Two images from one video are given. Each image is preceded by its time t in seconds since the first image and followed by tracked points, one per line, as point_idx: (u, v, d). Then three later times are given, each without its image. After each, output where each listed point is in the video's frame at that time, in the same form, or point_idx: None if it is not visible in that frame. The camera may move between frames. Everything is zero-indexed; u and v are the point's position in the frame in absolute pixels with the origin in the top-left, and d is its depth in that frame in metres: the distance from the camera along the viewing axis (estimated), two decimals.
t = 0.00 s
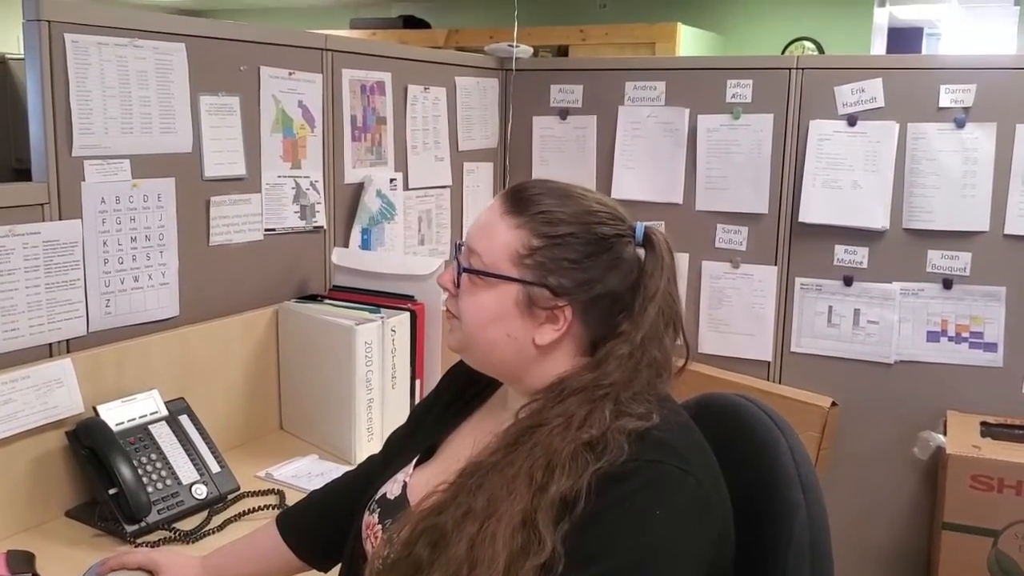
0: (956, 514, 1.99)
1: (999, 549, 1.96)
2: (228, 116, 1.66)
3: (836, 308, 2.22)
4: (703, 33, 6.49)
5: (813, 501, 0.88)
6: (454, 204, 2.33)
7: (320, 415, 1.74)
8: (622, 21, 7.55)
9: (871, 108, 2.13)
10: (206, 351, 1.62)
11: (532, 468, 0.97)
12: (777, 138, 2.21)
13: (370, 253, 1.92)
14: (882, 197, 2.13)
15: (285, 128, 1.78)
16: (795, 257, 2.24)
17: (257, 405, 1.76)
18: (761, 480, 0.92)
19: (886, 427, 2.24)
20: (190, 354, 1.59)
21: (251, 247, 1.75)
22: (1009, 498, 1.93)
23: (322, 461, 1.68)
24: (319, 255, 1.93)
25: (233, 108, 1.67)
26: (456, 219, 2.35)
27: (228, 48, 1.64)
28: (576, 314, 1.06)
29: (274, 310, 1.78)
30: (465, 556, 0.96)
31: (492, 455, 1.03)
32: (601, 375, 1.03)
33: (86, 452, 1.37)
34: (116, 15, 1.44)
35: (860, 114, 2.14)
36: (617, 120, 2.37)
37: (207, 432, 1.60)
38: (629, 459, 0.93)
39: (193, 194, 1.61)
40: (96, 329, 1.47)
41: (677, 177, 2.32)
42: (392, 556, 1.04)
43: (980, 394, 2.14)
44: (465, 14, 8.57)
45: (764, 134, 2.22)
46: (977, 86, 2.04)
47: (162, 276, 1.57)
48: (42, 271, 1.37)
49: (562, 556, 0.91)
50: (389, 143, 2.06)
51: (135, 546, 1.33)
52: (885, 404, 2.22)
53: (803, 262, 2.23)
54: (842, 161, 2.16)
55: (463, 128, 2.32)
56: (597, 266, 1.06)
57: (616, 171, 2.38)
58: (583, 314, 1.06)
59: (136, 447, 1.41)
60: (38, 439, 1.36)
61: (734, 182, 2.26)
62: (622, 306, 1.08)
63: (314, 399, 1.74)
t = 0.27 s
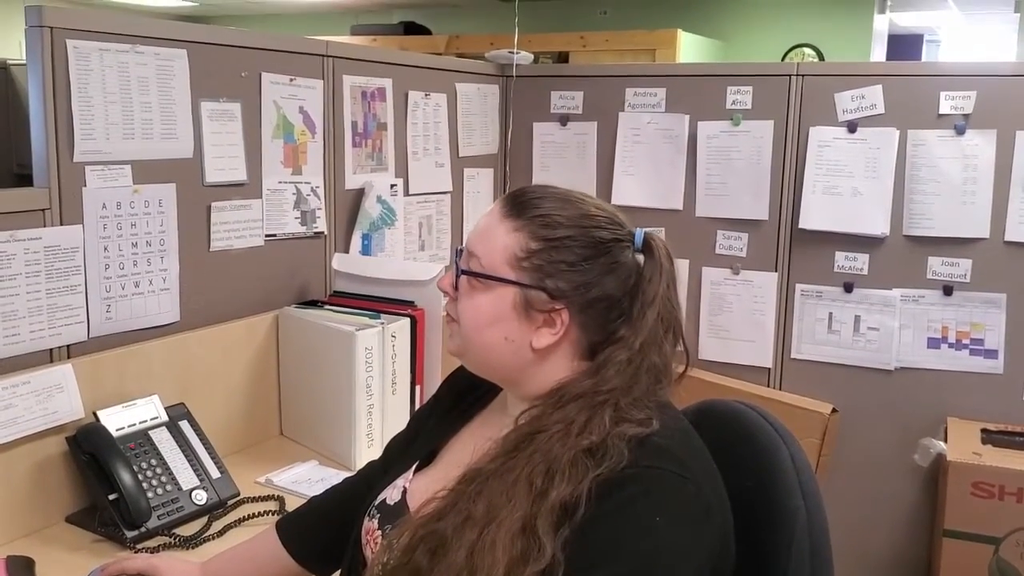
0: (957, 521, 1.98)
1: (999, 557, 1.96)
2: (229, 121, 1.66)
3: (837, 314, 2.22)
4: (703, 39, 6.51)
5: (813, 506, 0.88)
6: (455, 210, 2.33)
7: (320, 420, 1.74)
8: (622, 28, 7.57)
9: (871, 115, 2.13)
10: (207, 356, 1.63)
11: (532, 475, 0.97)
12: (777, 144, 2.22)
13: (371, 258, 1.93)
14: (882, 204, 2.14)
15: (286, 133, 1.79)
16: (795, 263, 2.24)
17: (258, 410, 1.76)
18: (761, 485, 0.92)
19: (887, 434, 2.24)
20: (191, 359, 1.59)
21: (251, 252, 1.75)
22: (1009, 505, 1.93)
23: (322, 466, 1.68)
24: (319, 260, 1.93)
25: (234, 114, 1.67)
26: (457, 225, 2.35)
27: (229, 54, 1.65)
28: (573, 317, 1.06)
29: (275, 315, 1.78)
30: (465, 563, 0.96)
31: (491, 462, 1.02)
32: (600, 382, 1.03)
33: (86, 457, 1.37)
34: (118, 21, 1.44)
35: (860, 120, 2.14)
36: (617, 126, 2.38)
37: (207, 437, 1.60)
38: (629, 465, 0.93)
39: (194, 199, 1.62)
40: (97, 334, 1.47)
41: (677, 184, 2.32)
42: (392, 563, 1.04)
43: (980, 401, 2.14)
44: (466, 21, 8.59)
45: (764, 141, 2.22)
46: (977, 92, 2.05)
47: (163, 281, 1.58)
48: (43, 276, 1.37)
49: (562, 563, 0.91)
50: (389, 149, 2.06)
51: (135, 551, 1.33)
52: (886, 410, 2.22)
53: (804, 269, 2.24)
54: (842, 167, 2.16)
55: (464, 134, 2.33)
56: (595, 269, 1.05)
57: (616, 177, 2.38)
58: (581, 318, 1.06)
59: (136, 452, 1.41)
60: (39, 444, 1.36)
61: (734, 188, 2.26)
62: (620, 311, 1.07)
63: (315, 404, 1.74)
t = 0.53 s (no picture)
0: (959, 527, 1.98)
1: (1002, 563, 1.95)
2: (232, 126, 1.66)
3: (838, 320, 2.22)
4: (705, 44, 6.52)
5: (814, 513, 0.88)
6: (456, 215, 2.33)
7: (322, 425, 1.74)
8: (624, 33, 7.59)
9: (873, 120, 2.13)
10: (209, 360, 1.63)
11: (533, 480, 0.97)
12: (779, 150, 2.22)
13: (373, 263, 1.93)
14: (884, 209, 2.14)
15: (289, 138, 1.79)
16: (797, 268, 2.24)
17: (259, 413, 1.76)
18: (763, 491, 0.91)
19: (888, 440, 2.23)
20: (193, 364, 1.59)
21: (253, 257, 1.75)
22: (1012, 512, 1.92)
23: (323, 471, 1.68)
24: (321, 265, 1.93)
25: (237, 118, 1.67)
26: (458, 230, 2.36)
27: (232, 59, 1.65)
28: (574, 321, 1.06)
29: (277, 319, 1.78)
30: (465, 568, 0.96)
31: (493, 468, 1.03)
32: (601, 387, 1.03)
33: (88, 461, 1.37)
34: (122, 25, 1.45)
35: (862, 126, 2.14)
36: (619, 131, 2.38)
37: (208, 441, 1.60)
38: (630, 471, 0.93)
39: (196, 203, 1.62)
40: (99, 338, 1.47)
41: (679, 189, 2.32)
42: (393, 568, 1.03)
43: (982, 407, 2.14)
44: (467, 25, 8.62)
45: (766, 146, 2.22)
46: (979, 98, 2.05)
47: (165, 285, 1.58)
48: (46, 280, 1.37)
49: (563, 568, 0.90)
50: (391, 154, 2.06)
51: (136, 555, 1.32)
52: (888, 416, 2.22)
53: (805, 274, 2.24)
54: (844, 173, 2.16)
55: (466, 138, 2.33)
56: (596, 273, 1.05)
57: (618, 182, 2.39)
58: (582, 322, 1.06)
59: (138, 456, 1.41)
60: (40, 447, 1.36)
61: (736, 194, 2.26)
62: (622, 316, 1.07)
63: (316, 408, 1.74)
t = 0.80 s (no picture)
0: (960, 531, 1.98)
1: (1003, 567, 1.95)
2: (234, 128, 1.66)
3: (840, 323, 2.22)
4: (707, 47, 6.52)
5: (815, 517, 0.88)
6: (457, 217, 2.33)
7: (322, 427, 1.74)
8: (626, 35, 7.59)
9: (874, 123, 2.13)
10: (211, 361, 1.63)
11: (533, 483, 0.96)
12: (781, 153, 2.22)
13: (374, 265, 1.93)
14: (885, 212, 2.13)
15: (290, 140, 1.79)
16: (798, 271, 2.24)
17: (261, 415, 1.76)
18: (763, 494, 0.91)
19: (889, 443, 2.23)
20: (194, 366, 1.59)
21: (255, 259, 1.76)
22: (1013, 515, 1.92)
23: (323, 473, 1.68)
24: (322, 267, 1.93)
25: (239, 120, 1.68)
26: (459, 232, 2.36)
27: (234, 61, 1.65)
28: (574, 323, 1.06)
29: (279, 320, 1.78)
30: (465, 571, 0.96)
31: (493, 471, 1.02)
32: (601, 390, 1.03)
33: (89, 463, 1.37)
34: (124, 27, 1.45)
35: (864, 129, 2.14)
36: (621, 134, 2.38)
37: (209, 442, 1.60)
38: (630, 473, 0.92)
39: (198, 205, 1.62)
40: (100, 339, 1.47)
41: (680, 191, 2.32)
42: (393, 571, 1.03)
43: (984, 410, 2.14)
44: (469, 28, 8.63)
45: (767, 149, 2.22)
46: (981, 102, 2.05)
47: (166, 286, 1.58)
48: (47, 281, 1.37)
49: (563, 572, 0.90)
50: (393, 156, 2.06)
51: (137, 556, 1.33)
52: (889, 419, 2.21)
53: (807, 277, 2.23)
54: (845, 176, 2.16)
55: (467, 141, 2.33)
56: (596, 274, 1.05)
57: (619, 185, 2.39)
58: (581, 325, 1.06)
59: (138, 458, 1.41)
60: (41, 448, 1.36)
61: (737, 196, 2.26)
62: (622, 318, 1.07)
63: (317, 410, 1.74)
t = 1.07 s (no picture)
0: (959, 538, 1.98)
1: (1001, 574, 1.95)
2: (234, 136, 1.67)
3: (838, 330, 2.22)
4: (706, 55, 6.55)
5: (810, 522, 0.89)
6: (457, 224, 2.34)
7: (321, 434, 1.74)
8: (626, 44, 7.61)
9: (872, 131, 2.14)
10: (210, 368, 1.63)
11: (527, 492, 0.96)
12: (779, 160, 2.22)
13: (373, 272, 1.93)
14: (883, 220, 2.14)
15: (290, 147, 1.80)
16: (796, 278, 2.25)
17: (260, 421, 1.77)
18: (759, 500, 0.92)
19: (888, 450, 2.23)
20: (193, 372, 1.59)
21: (254, 266, 1.76)
22: (1012, 522, 1.92)
23: (322, 479, 1.68)
24: (322, 274, 1.94)
25: (238, 128, 1.68)
26: (459, 239, 2.36)
27: (234, 69, 1.66)
28: (563, 330, 1.07)
29: (279, 327, 1.78)
30: None
31: (488, 480, 1.03)
32: (595, 400, 1.03)
33: (87, 469, 1.37)
34: (124, 36, 1.46)
35: (862, 136, 2.15)
36: (620, 141, 2.39)
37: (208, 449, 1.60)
38: (625, 482, 0.92)
39: (198, 212, 1.62)
40: (99, 346, 1.47)
41: (679, 199, 2.33)
42: None
43: (982, 417, 2.14)
44: (469, 35, 8.67)
45: (766, 157, 2.23)
46: (978, 109, 2.06)
47: (166, 294, 1.58)
48: (47, 288, 1.38)
49: None
50: (392, 163, 2.07)
51: (135, 563, 1.33)
52: (888, 426, 2.22)
53: (805, 284, 2.24)
54: (843, 183, 2.17)
55: (467, 148, 2.34)
56: (586, 283, 1.05)
57: (618, 192, 2.40)
58: (573, 333, 1.07)
59: (137, 465, 1.41)
60: (40, 455, 1.36)
61: (736, 204, 2.27)
62: (615, 328, 1.07)
63: (316, 417, 1.74)
